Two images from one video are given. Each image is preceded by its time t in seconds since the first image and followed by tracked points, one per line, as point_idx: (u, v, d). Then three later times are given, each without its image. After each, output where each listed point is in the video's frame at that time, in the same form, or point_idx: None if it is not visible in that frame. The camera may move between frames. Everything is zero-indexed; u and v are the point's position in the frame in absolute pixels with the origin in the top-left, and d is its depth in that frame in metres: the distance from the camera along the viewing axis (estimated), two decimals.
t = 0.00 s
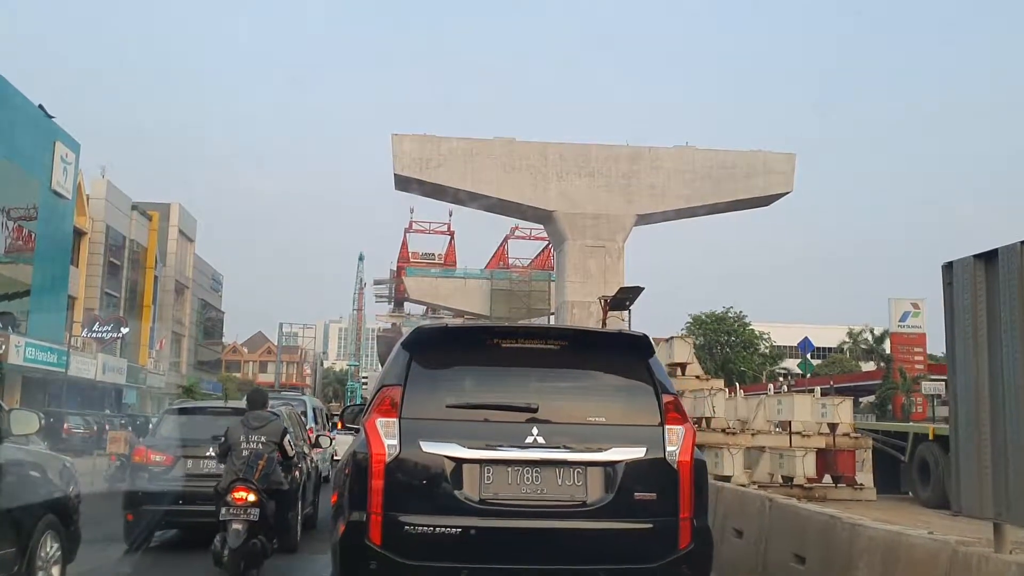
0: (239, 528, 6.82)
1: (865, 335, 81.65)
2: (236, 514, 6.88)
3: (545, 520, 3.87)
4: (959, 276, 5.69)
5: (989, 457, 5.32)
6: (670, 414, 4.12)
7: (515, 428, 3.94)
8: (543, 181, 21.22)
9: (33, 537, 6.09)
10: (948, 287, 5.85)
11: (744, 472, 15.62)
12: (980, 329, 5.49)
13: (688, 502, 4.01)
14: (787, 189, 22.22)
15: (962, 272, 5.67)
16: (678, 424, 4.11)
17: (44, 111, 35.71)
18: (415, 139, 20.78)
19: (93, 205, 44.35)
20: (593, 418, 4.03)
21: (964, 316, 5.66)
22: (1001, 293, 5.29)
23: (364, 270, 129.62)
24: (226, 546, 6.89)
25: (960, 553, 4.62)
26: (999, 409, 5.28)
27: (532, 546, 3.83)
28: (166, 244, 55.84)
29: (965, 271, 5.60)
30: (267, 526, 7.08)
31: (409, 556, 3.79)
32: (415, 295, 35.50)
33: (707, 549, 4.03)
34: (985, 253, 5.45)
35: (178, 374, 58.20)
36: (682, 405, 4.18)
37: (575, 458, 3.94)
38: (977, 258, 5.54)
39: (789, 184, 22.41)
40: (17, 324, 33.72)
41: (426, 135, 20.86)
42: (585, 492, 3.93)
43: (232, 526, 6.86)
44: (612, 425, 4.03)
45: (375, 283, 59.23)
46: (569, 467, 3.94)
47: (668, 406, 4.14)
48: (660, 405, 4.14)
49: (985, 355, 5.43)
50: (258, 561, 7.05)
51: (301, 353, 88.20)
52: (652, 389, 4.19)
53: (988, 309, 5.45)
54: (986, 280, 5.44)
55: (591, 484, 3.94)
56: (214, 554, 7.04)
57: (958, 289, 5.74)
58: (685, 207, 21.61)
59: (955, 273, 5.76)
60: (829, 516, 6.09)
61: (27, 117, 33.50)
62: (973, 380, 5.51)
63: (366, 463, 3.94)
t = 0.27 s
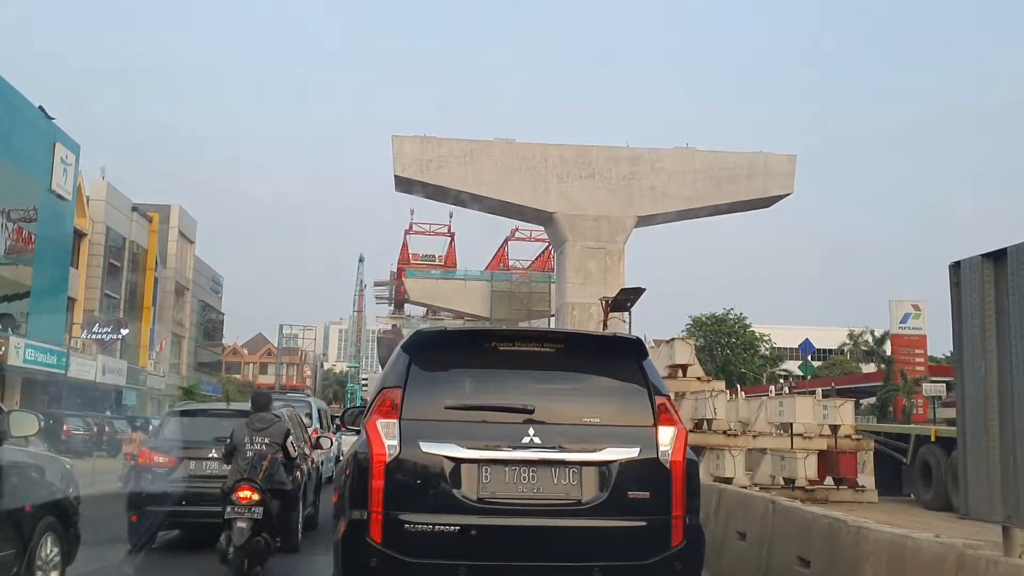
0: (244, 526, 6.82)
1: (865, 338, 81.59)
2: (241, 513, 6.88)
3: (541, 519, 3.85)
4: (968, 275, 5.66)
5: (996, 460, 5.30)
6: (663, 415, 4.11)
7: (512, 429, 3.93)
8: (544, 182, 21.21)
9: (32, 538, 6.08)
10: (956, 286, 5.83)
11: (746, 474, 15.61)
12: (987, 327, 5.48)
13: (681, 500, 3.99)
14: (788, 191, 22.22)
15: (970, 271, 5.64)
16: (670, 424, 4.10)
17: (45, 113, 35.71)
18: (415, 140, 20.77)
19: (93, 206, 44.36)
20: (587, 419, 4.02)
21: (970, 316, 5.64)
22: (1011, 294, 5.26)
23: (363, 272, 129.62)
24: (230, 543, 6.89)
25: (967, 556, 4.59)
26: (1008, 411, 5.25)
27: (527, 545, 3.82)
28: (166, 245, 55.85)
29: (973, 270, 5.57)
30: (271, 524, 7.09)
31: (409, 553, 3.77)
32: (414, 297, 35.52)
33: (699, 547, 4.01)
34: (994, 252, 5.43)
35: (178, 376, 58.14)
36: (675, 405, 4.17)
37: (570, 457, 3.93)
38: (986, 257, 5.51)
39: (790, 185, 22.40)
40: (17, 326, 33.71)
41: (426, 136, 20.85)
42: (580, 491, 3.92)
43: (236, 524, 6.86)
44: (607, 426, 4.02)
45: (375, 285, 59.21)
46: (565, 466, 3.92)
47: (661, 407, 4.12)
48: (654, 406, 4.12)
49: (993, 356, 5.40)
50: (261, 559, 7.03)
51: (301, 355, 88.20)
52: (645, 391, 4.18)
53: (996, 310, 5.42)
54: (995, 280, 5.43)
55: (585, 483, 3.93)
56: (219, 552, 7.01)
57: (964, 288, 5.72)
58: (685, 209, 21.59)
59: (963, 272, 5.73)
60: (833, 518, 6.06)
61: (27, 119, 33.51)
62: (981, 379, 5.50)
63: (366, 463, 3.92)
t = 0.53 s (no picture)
0: (247, 525, 6.82)
1: (866, 339, 81.54)
2: (244, 512, 6.87)
3: (538, 519, 3.89)
4: (977, 273, 5.09)
5: (1009, 469, 4.88)
6: (657, 417, 4.14)
7: (509, 430, 3.96)
8: (545, 183, 21.18)
9: (31, 540, 6.05)
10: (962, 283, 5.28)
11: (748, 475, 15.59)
12: (1000, 330, 4.96)
13: (673, 499, 4.03)
14: (789, 191, 22.19)
15: (981, 268, 5.06)
16: (663, 426, 4.13)
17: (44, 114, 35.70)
18: (416, 141, 20.74)
19: (93, 207, 44.35)
20: (584, 420, 4.05)
21: (980, 316, 5.09)
22: None
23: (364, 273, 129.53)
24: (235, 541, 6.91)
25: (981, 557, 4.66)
26: None
27: (525, 543, 3.85)
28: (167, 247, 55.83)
29: (984, 268, 5.01)
30: (273, 523, 7.10)
31: (410, 551, 3.80)
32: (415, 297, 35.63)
33: (692, 546, 4.05)
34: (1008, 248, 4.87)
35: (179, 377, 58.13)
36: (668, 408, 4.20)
37: (567, 457, 3.96)
38: (999, 254, 4.95)
39: (791, 186, 22.36)
40: (17, 327, 33.69)
41: (427, 137, 20.83)
42: (576, 490, 3.95)
43: (240, 524, 6.85)
44: (602, 427, 4.05)
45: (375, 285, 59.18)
46: (562, 467, 3.95)
47: (655, 409, 4.16)
48: (647, 408, 4.15)
49: (1007, 362, 4.89)
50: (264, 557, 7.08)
51: (302, 356, 88.10)
52: (640, 393, 4.20)
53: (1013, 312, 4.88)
54: (1009, 278, 4.90)
55: (582, 482, 3.96)
56: (223, 551, 7.02)
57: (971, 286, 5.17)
58: (686, 210, 21.57)
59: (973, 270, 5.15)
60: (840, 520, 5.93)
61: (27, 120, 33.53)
62: (992, 384, 4.98)
63: (367, 463, 3.94)
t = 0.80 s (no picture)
0: (250, 524, 6.80)
1: (867, 339, 81.42)
2: (248, 511, 6.87)
3: (534, 517, 3.97)
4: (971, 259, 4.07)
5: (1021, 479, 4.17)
6: (651, 417, 4.20)
7: (506, 430, 4.03)
8: (546, 183, 21.11)
9: (32, 542, 6.02)
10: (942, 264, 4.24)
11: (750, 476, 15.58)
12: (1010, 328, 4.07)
13: (667, 498, 4.11)
14: (790, 192, 22.15)
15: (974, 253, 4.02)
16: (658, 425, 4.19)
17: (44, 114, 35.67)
18: (417, 141, 20.71)
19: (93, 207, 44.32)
20: (579, 421, 4.11)
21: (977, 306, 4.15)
22: None
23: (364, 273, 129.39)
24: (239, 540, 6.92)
25: (997, 559, 4.52)
26: None
27: (522, 540, 3.94)
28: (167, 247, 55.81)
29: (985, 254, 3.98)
30: (276, 522, 7.11)
31: (410, 547, 3.90)
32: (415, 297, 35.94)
33: (684, 542, 4.14)
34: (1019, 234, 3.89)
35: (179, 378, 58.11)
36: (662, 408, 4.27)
37: (563, 456, 4.03)
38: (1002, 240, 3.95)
39: (793, 186, 22.32)
40: (17, 328, 33.66)
41: (428, 137, 20.80)
42: (571, 488, 4.03)
43: (244, 522, 6.84)
44: (597, 427, 4.11)
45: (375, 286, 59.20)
46: (557, 466, 4.03)
47: (649, 409, 4.22)
48: (641, 408, 4.21)
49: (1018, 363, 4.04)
50: (266, 555, 7.09)
51: (302, 356, 87.96)
52: (634, 394, 4.26)
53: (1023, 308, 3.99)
54: None
55: (577, 481, 4.04)
56: (228, 549, 7.04)
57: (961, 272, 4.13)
58: (687, 210, 21.54)
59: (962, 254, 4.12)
60: (849, 524, 5.75)
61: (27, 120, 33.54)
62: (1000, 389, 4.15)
63: (369, 462, 4.01)
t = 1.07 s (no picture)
0: (256, 523, 6.77)
1: (867, 340, 81.36)
2: (253, 511, 6.85)
3: (530, 515, 3.95)
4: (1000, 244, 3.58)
5: None
6: (644, 417, 4.18)
7: (503, 430, 4.01)
8: (546, 184, 21.10)
9: (32, 543, 5.98)
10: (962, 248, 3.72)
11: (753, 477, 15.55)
12: None
13: (660, 496, 4.10)
14: (791, 191, 22.11)
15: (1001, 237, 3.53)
16: (651, 425, 4.18)
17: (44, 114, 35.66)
18: (417, 141, 20.67)
19: (93, 208, 44.30)
20: (574, 421, 4.09)
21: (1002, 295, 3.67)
22: None
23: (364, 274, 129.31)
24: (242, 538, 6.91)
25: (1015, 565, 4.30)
26: None
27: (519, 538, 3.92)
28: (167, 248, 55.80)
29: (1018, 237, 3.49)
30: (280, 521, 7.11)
31: (410, 545, 3.89)
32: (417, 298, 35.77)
33: (676, 539, 4.14)
34: None
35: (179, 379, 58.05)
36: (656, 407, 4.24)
37: (559, 455, 4.02)
38: None
39: (794, 186, 22.29)
40: (16, 329, 33.62)
41: (428, 137, 20.76)
42: (567, 487, 4.02)
43: (249, 522, 6.82)
44: (592, 427, 4.10)
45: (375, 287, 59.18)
46: (554, 464, 4.02)
47: (643, 409, 4.20)
48: (635, 407, 4.19)
49: None
50: (269, 554, 7.08)
51: (302, 357, 87.89)
52: (628, 396, 4.23)
53: None
54: None
55: (573, 479, 4.02)
56: (231, 548, 7.01)
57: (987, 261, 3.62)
58: (688, 210, 21.50)
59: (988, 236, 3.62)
60: (861, 528, 5.67)
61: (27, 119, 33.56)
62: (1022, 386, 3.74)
63: (369, 462, 4.00)
